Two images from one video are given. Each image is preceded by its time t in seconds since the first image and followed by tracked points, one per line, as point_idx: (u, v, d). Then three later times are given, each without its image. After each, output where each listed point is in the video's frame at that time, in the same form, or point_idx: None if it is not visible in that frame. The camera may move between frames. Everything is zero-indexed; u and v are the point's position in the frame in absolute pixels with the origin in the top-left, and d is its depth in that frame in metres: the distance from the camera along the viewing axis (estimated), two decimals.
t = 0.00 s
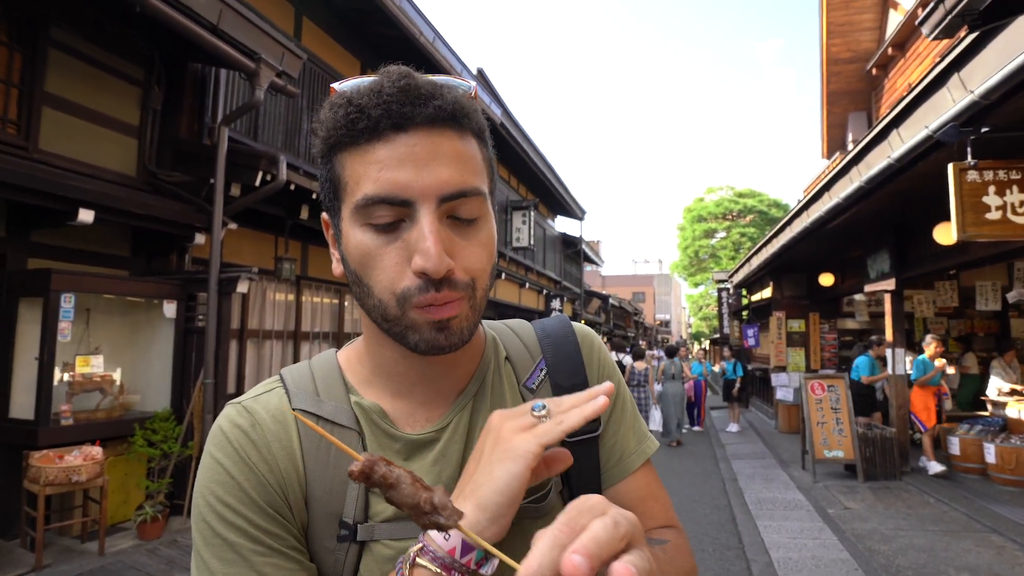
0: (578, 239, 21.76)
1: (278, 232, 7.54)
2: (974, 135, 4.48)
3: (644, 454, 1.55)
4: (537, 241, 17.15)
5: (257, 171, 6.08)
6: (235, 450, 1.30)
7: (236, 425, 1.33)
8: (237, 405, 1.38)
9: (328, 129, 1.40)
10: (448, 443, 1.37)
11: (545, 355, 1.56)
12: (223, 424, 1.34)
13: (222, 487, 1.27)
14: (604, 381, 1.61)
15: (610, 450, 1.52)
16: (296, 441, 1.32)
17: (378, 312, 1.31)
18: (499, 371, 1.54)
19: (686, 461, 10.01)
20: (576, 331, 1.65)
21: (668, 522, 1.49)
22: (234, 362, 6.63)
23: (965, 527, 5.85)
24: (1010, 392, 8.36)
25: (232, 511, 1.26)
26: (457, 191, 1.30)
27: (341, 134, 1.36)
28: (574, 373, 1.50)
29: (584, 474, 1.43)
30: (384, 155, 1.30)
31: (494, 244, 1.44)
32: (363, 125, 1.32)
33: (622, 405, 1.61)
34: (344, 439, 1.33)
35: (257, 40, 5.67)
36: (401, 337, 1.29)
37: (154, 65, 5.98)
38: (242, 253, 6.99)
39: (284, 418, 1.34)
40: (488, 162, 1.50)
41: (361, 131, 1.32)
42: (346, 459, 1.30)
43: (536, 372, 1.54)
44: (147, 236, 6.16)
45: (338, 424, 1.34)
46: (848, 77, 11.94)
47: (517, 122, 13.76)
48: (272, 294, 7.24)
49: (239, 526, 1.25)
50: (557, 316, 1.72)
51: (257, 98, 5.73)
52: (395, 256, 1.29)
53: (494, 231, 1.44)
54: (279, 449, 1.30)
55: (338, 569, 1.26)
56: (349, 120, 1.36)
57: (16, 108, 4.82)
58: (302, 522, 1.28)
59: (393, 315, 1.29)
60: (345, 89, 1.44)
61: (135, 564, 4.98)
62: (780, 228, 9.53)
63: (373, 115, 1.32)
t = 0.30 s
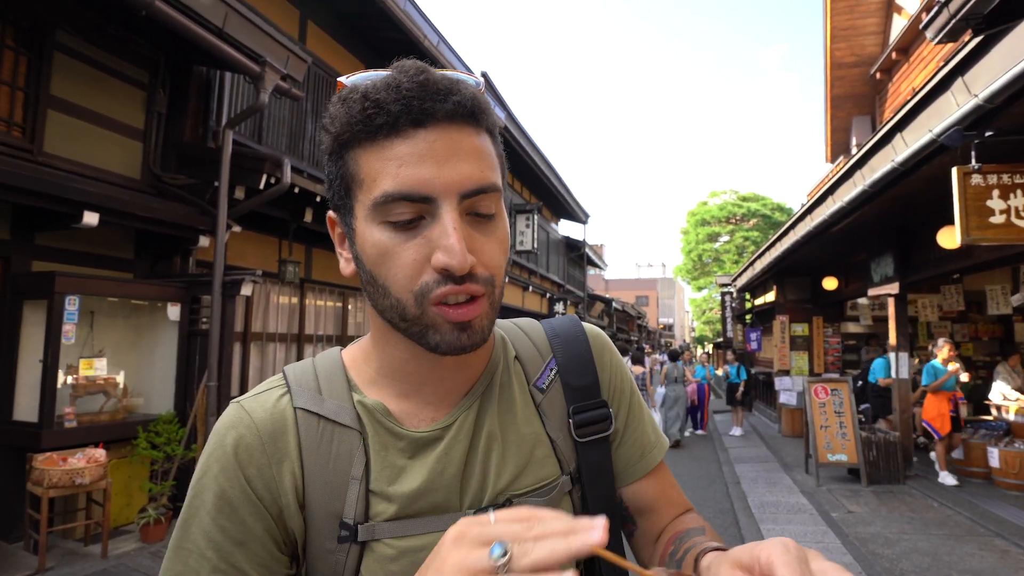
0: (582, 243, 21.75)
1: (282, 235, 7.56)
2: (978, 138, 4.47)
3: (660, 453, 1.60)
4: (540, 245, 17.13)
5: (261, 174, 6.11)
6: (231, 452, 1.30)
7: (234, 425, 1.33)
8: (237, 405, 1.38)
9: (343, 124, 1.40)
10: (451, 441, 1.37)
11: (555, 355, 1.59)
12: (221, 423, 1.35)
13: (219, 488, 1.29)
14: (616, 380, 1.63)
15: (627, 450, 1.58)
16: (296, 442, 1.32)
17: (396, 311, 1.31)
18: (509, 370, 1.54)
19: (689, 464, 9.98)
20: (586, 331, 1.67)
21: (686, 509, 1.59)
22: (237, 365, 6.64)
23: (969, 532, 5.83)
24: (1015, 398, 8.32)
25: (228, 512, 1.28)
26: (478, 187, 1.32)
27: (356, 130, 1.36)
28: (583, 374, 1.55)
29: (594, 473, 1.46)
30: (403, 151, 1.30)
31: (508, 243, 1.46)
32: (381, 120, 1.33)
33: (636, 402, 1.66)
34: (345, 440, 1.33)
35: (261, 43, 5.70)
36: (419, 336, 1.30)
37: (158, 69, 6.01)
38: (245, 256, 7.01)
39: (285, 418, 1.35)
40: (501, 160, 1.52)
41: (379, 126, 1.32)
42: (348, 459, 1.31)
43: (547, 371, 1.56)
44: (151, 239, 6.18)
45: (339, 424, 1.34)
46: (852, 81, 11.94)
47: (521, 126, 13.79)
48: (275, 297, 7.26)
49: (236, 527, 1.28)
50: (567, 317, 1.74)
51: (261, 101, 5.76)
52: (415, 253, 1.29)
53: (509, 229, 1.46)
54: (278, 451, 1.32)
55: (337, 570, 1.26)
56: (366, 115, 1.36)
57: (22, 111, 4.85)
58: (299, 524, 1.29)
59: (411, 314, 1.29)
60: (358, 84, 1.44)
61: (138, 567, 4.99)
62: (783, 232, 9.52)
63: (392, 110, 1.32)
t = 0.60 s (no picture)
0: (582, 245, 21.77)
1: (282, 237, 7.57)
2: (976, 140, 4.48)
3: (660, 459, 1.61)
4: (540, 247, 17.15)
5: (261, 176, 6.13)
6: (230, 458, 1.31)
7: (235, 430, 1.33)
8: (236, 409, 1.38)
9: (341, 121, 1.43)
10: (454, 446, 1.37)
11: (559, 360, 1.60)
12: (221, 428, 1.35)
13: (219, 494, 1.30)
14: (619, 385, 1.63)
15: (629, 455, 1.58)
16: (298, 447, 1.33)
17: (387, 307, 1.32)
18: (513, 373, 1.55)
19: (688, 466, 9.98)
20: (591, 336, 1.68)
21: (678, 516, 1.62)
22: (236, 367, 6.64)
23: (969, 534, 5.82)
24: (1014, 399, 8.14)
25: (229, 517, 1.30)
26: (469, 181, 1.33)
27: (352, 125, 1.38)
28: (587, 378, 1.55)
29: (597, 478, 1.47)
30: (395, 145, 1.33)
31: (507, 241, 1.46)
32: (375, 115, 1.35)
33: (638, 408, 1.66)
34: (347, 444, 1.34)
35: (262, 46, 5.72)
36: (410, 335, 1.30)
37: (159, 71, 6.03)
38: (245, 258, 7.02)
39: (286, 424, 1.35)
40: (501, 158, 1.52)
41: (373, 121, 1.35)
42: (350, 464, 1.32)
43: (550, 376, 1.56)
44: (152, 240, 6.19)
45: (342, 428, 1.35)
46: (851, 83, 11.96)
47: (520, 128, 13.82)
48: (275, 299, 7.27)
49: (236, 534, 1.30)
50: (570, 321, 1.75)
51: (261, 103, 5.78)
52: (407, 249, 1.30)
53: (508, 227, 1.46)
54: (279, 456, 1.32)
55: None
56: (362, 111, 1.38)
57: (22, 113, 4.86)
58: (299, 529, 1.30)
59: (402, 311, 1.29)
60: (357, 83, 1.48)
61: (137, 568, 4.99)
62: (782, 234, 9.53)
63: (385, 105, 1.35)
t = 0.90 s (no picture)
0: (581, 248, 21.78)
1: (281, 240, 7.58)
2: (975, 143, 4.50)
3: (658, 464, 1.61)
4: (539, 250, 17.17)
5: (261, 179, 6.14)
6: (228, 462, 1.32)
7: (232, 435, 1.34)
8: (234, 414, 1.38)
9: (324, 127, 1.46)
10: (452, 449, 1.37)
11: (560, 363, 1.60)
12: (219, 433, 1.36)
13: (217, 497, 1.31)
14: (620, 390, 1.63)
15: (626, 460, 1.58)
16: (296, 449, 1.34)
17: (378, 301, 1.32)
18: (513, 376, 1.55)
19: (688, 469, 9.97)
20: (593, 340, 1.68)
21: (669, 530, 1.60)
22: (236, 370, 6.64)
23: (969, 537, 5.81)
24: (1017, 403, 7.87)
25: (228, 519, 1.31)
26: (450, 172, 1.34)
27: (335, 129, 1.41)
28: (587, 382, 1.55)
29: (597, 483, 1.47)
30: (377, 143, 1.35)
31: (496, 233, 1.45)
32: (355, 116, 1.38)
33: (637, 413, 1.66)
34: (345, 447, 1.34)
35: (262, 50, 5.74)
36: (400, 325, 1.30)
37: (160, 75, 6.05)
38: (245, 261, 7.02)
39: (283, 427, 1.35)
40: (488, 153, 1.53)
41: (354, 121, 1.37)
42: (348, 466, 1.33)
43: (551, 379, 1.56)
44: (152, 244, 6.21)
45: (340, 431, 1.36)
46: (850, 86, 11.97)
47: (520, 131, 13.85)
48: (274, 301, 7.27)
49: (235, 537, 1.31)
50: (573, 325, 1.75)
51: (261, 107, 5.80)
52: (392, 241, 1.31)
53: (496, 218, 1.45)
54: (276, 460, 1.33)
55: None
56: (343, 114, 1.41)
57: (23, 117, 4.88)
58: (297, 532, 1.30)
59: (391, 302, 1.30)
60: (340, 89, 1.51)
61: (136, 572, 4.98)
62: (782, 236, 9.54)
63: (364, 105, 1.37)
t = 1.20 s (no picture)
0: (582, 247, 21.77)
1: (282, 239, 7.58)
2: (977, 141, 4.48)
3: (656, 464, 1.60)
4: (541, 249, 17.19)
5: (261, 178, 6.14)
6: (224, 460, 1.32)
7: (229, 433, 1.34)
8: (232, 412, 1.39)
9: (313, 128, 1.47)
10: (450, 446, 1.37)
11: (559, 360, 1.60)
12: (216, 432, 1.36)
13: (213, 496, 1.31)
14: (619, 389, 1.63)
15: (624, 460, 1.57)
16: (292, 446, 1.34)
17: (369, 300, 1.33)
18: (512, 373, 1.55)
19: (689, 468, 9.98)
20: (593, 339, 1.67)
21: (664, 536, 1.58)
22: (237, 369, 6.65)
23: (970, 536, 5.81)
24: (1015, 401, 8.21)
25: (224, 517, 1.31)
26: (435, 167, 1.34)
27: (322, 129, 1.42)
28: (586, 379, 1.55)
29: (595, 480, 1.47)
30: (364, 141, 1.36)
31: (489, 229, 1.44)
32: (341, 115, 1.39)
33: (637, 411, 1.65)
34: (342, 445, 1.35)
35: (262, 49, 5.73)
36: (392, 323, 1.30)
37: (160, 74, 6.05)
38: (246, 260, 7.02)
39: (279, 425, 1.35)
40: (479, 148, 1.52)
41: (340, 121, 1.39)
42: (345, 464, 1.33)
43: (550, 376, 1.56)
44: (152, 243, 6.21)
45: (337, 429, 1.36)
46: (852, 85, 11.95)
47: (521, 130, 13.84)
48: (275, 300, 7.28)
49: (231, 536, 1.32)
50: (572, 323, 1.75)
51: (262, 106, 5.80)
52: (380, 238, 1.32)
53: (488, 214, 1.44)
54: (272, 458, 1.33)
55: None
56: (330, 114, 1.42)
57: (23, 116, 4.88)
58: (293, 530, 1.30)
59: (382, 300, 1.30)
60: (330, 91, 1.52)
61: (137, 571, 4.99)
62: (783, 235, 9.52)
63: (349, 104, 1.38)
